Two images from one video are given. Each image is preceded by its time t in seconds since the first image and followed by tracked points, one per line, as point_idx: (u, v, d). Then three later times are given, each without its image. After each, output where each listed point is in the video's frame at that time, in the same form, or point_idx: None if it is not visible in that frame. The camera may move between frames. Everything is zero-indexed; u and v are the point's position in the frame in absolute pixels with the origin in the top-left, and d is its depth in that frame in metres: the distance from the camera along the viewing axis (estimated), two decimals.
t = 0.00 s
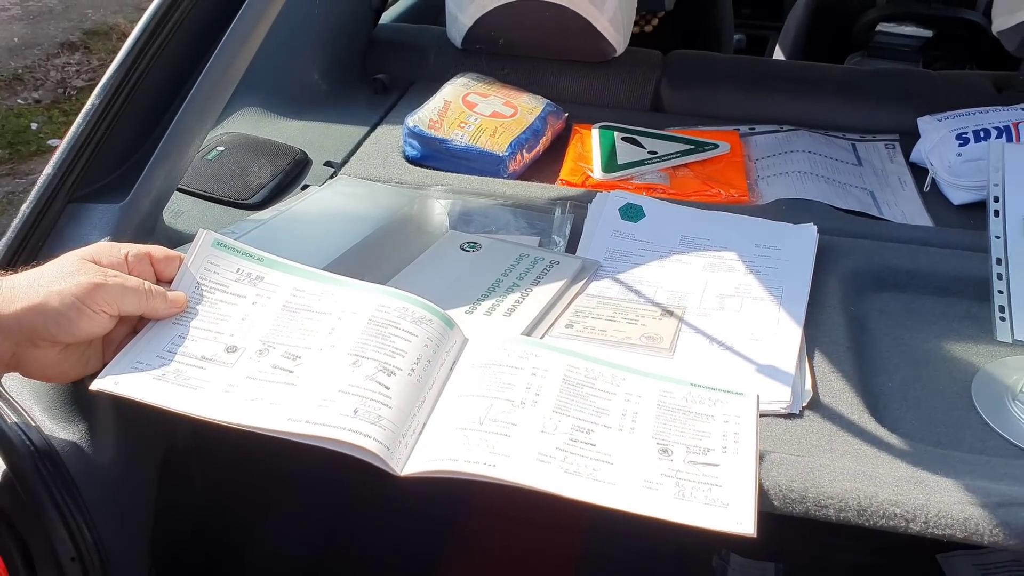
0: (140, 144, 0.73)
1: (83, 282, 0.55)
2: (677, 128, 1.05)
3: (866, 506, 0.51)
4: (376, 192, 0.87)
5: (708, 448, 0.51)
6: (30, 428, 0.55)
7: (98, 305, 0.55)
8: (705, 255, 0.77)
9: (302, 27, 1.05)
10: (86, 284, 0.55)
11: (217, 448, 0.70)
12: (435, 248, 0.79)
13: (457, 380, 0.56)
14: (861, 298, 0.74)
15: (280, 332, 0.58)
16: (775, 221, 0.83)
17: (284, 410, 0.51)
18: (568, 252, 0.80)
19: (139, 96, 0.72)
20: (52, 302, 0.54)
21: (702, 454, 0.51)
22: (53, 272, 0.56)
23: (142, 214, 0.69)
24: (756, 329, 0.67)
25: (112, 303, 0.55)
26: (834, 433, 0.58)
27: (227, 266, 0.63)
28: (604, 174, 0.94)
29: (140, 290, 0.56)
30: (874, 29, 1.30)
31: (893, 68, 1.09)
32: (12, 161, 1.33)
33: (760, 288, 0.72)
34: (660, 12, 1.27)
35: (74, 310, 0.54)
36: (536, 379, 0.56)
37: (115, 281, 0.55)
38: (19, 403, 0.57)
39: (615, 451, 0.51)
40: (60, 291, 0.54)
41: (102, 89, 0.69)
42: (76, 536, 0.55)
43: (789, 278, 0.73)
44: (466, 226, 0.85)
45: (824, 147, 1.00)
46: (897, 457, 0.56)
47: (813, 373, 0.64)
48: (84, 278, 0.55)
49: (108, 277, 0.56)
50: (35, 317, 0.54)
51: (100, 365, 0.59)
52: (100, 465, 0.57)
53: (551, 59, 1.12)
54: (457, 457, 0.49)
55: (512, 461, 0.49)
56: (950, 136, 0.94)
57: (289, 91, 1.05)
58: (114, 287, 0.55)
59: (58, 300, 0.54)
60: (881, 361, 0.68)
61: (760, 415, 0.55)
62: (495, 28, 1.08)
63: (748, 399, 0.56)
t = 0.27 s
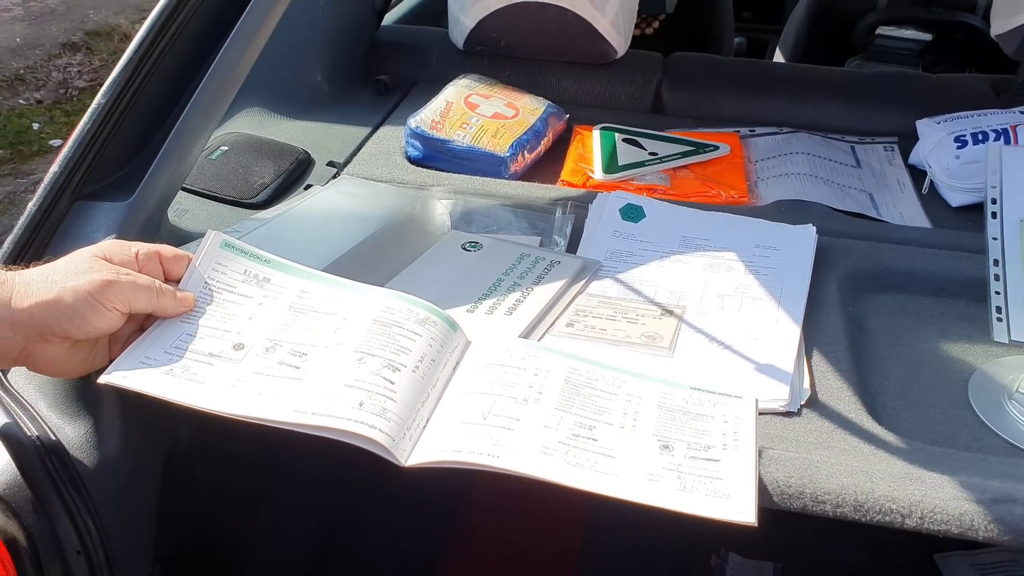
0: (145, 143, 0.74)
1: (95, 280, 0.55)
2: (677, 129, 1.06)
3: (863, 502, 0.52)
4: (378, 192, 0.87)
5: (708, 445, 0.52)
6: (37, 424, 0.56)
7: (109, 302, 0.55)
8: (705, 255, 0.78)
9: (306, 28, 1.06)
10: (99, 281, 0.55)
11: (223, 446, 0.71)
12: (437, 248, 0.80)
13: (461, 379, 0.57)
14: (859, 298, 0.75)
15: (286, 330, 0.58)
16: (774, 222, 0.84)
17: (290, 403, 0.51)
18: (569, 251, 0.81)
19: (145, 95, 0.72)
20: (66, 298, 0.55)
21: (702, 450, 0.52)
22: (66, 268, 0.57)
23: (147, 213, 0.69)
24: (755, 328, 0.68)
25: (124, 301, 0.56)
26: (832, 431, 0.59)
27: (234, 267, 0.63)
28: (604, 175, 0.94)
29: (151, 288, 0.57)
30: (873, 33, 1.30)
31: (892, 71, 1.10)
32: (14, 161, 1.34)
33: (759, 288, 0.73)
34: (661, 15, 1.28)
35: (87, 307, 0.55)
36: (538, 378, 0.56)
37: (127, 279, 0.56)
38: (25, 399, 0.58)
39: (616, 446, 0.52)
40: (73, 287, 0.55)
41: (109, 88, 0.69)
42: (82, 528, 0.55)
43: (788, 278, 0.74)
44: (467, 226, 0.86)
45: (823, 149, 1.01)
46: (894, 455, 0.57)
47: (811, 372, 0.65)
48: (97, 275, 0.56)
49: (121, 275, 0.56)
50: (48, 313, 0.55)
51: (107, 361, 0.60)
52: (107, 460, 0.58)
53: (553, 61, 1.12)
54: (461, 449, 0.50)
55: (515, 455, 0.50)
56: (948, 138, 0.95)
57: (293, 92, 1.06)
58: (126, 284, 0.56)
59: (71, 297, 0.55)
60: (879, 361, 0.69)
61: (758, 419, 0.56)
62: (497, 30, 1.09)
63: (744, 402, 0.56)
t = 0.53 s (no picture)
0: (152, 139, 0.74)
1: (98, 275, 0.56)
2: (681, 126, 1.06)
3: (867, 496, 0.52)
4: (383, 188, 0.88)
5: (713, 439, 0.52)
6: (43, 415, 0.56)
7: (112, 298, 0.56)
8: (709, 251, 0.78)
9: (311, 24, 1.06)
10: (101, 277, 0.56)
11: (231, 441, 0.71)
12: (442, 244, 0.80)
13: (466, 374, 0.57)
14: (863, 295, 0.75)
15: (291, 325, 0.59)
16: (778, 218, 0.84)
17: (296, 401, 0.52)
18: (573, 247, 0.81)
19: (152, 91, 0.73)
20: (68, 293, 0.55)
21: (707, 445, 0.52)
22: (68, 264, 0.57)
23: (154, 208, 0.70)
24: (759, 324, 0.68)
25: (126, 297, 0.57)
26: (836, 426, 0.59)
27: (238, 261, 0.64)
28: (608, 172, 0.95)
29: (154, 284, 0.57)
30: (877, 30, 1.31)
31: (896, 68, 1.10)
32: (18, 156, 1.33)
33: (763, 284, 0.73)
34: (665, 12, 1.28)
35: (88, 302, 0.55)
36: (542, 373, 0.57)
37: (130, 275, 0.57)
38: (34, 392, 0.58)
39: (621, 441, 0.52)
40: (75, 283, 0.56)
41: (116, 85, 0.70)
42: (90, 520, 0.56)
43: (792, 275, 0.74)
44: (472, 222, 0.86)
45: (827, 146, 1.01)
46: (898, 450, 0.57)
47: (815, 368, 0.65)
48: (99, 271, 0.56)
49: (123, 271, 0.57)
50: (50, 308, 0.55)
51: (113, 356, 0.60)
52: (114, 453, 0.58)
53: (557, 58, 1.12)
54: (467, 445, 0.50)
55: (520, 451, 0.50)
56: (952, 135, 0.95)
57: (297, 88, 1.06)
58: (128, 280, 0.56)
59: (73, 293, 0.55)
60: (883, 357, 0.69)
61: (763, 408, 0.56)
62: (501, 26, 1.09)
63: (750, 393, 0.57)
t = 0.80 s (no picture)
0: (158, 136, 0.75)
1: (102, 268, 0.56)
2: (684, 126, 1.07)
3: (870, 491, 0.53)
4: (387, 186, 0.88)
5: (716, 437, 0.53)
6: (48, 408, 0.56)
7: (116, 291, 0.56)
8: (713, 251, 0.78)
9: (315, 22, 1.06)
10: (106, 270, 0.56)
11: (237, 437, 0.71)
12: (447, 242, 0.81)
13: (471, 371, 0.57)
14: (866, 295, 0.76)
15: (296, 321, 0.59)
16: (781, 219, 0.84)
17: (302, 398, 0.52)
18: (577, 246, 0.81)
19: (159, 87, 0.73)
20: (72, 285, 0.56)
21: (711, 443, 0.53)
22: (74, 256, 0.58)
23: (160, 204, 0.70)
24: (763, 324, 0.68)
25: (130, 290, 0.57)
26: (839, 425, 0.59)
27: (243, 257, 0.64)
28: (611, 171, 0.95)
29: (158, 278, 0.57)
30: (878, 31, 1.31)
31: (897, 70, 1.10)
32: (19, 153, 1.33)
33: (767, 284, 0.73)
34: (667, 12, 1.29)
35: (92, 295, 0.56)
36: (546, 369, 0.57)
37: (134, 268, 0.57)
38: (40, 387, 0.58)
39: (626, 439, 0.52)
40: (80, 276, 0.56)
41: (123, 80, 0.70)
42: (95, 513, 0.56)
43: (795, 275, 0.74)
44: (476, 220, 0.86)
45: (829, 147, 1.01)
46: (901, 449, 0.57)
47: (819, 368, 0.65)
48: (104, 264, 0.57)
49: (127, 264, 0.57)
50: (54, 300, 0.56)
51: (120, 351, 0.61)
52: (118, 448, 0.58)
53: (560, 57, 1.13)
54: (472, 443, 0.50)
55: (525, 448, 0.50)
56: (954, 137, 0.95)
57: (301, 86, 1.07)
58: (131, 273, 0.57)
59: (77, 285, 0.56)
60: (886, 357, 0.69)
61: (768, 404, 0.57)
62: (504, 26, 1.09)
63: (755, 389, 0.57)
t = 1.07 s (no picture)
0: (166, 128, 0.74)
1: (113, 259, 0.56)
2: (692, 123, 1.06)
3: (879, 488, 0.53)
4: (393, 180, 0.87)
5: (729, 433, 0.53)
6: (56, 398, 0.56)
7: (126, 281, 0.56)
8: (721, 247, 0.78)
9: (322, 15, 1.06)
10: (116, 261, 0.56)
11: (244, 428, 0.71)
12: (455, 237, 0.80)
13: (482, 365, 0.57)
14: (875, 293, 0.75)
15: (307, 313, 0.59)
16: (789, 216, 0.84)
17: (313, 389, 0.52)
18: (585, 242, 0.81)
19: (167, 79, 0.73)
20: (82, 276, 0.56)
21: (723, 439, 0.53)
22: (84, 246, 0.58)
23: (169, 196, 0.70)
24: (773, 321, 0.68)
25: (141, 281, 0.57)
26: (849, 423, 0.59)
27: (254, 248, 0.64)
28: (619, 167, 0.95)
29: (168, 269, 0.57)
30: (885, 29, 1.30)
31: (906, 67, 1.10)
32: (22, 145, 1.33)
33: (776, 281, 0.73)
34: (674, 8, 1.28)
35: (103, 285, 0.56)
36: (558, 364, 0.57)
37: (144, 259, 0.57)
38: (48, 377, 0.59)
39: (638, 436, 0.52)
40: (91, 266, 0.56)
41: (132, 71, 0.70)
42: (101, 504, 0.56)
43: (804, 272, 0.74)
44: (483, 215, 0.86)
45: (837, 145, 1.01)
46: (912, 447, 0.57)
47: (828, 365, 0.65)
48: (114, 254, 0.57)
49: (138, 255, 0.57)
50: (65, 291, 0.56)
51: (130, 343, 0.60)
52: (126, 440, 0.58)
53: (568, 52, 1.12)
54: (484, 436, 0.50)
55: (537, 443, 0.50)
56: (964, 135, 0.95)
57: (307, 79, 1.06)
58: (142, 264, 0.57)
59: (86, 276, 0.56)
60: (895, 355, 0.69)
61: (776, 406, 0.57)
62: (512, 20, 1.09)
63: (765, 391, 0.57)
